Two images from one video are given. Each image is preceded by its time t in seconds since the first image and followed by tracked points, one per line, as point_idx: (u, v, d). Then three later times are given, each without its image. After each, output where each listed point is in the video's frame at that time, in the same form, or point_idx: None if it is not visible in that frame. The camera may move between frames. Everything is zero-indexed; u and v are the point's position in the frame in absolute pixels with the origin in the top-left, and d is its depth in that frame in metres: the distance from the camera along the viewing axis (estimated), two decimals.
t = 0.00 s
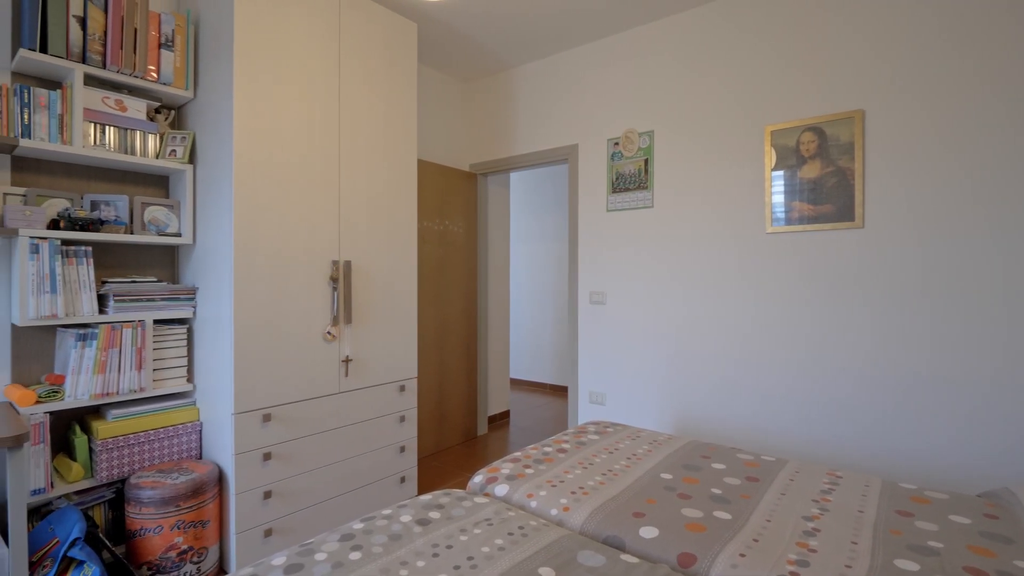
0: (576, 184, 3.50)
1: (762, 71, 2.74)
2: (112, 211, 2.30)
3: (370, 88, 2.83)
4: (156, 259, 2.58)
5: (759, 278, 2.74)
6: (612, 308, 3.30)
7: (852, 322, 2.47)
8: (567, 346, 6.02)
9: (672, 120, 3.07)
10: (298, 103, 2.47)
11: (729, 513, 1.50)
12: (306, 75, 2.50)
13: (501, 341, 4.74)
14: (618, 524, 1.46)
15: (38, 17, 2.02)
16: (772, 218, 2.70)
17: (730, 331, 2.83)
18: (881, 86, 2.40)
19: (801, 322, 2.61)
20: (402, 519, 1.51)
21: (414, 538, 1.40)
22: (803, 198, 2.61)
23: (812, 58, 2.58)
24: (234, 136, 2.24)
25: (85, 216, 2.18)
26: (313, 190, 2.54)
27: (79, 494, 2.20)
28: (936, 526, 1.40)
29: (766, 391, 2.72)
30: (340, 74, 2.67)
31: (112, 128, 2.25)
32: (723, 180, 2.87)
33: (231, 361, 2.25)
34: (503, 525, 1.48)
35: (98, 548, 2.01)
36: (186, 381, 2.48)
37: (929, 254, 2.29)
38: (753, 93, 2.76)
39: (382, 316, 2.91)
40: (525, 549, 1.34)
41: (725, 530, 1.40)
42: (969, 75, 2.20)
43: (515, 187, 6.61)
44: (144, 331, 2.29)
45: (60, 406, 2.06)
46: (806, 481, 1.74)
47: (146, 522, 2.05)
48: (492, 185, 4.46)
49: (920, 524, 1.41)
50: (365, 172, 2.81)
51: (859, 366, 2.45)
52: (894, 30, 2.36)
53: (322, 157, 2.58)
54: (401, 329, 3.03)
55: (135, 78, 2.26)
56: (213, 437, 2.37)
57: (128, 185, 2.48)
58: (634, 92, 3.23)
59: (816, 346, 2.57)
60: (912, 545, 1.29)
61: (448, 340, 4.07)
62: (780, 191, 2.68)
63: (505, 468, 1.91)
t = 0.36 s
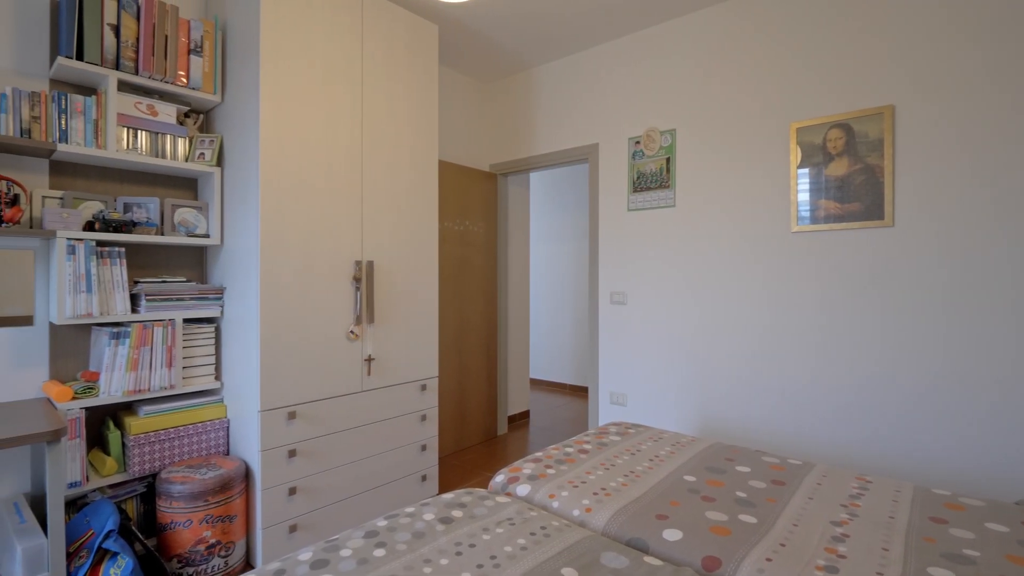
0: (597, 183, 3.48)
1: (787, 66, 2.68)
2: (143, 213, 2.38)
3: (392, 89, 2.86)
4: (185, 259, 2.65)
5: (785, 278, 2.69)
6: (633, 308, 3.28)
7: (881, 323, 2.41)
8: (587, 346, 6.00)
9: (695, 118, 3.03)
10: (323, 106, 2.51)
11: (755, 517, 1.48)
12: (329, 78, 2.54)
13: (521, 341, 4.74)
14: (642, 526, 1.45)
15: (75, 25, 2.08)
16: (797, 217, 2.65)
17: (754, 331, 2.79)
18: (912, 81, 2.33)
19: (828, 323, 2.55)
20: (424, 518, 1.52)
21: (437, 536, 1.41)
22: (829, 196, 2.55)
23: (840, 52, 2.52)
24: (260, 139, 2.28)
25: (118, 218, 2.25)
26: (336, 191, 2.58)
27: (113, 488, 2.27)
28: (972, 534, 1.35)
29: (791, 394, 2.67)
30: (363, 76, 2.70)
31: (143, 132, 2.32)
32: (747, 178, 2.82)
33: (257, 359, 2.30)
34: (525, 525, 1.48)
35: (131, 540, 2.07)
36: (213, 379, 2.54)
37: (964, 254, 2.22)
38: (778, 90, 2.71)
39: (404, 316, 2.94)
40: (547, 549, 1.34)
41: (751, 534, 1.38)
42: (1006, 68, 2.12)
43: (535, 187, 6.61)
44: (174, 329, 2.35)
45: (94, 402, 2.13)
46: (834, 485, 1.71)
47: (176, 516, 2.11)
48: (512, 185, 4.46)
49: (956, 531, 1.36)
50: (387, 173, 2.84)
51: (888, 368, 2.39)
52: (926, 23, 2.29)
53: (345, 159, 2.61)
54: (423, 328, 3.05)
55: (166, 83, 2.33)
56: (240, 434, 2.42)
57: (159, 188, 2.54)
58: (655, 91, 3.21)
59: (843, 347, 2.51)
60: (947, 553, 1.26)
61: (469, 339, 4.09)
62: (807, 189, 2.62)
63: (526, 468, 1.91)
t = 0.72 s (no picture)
0: (618, 182, 3.46)
1: (814, 62, 2.63)
2: (175, 214, 2.44)
3: (415, 91, 2.89)
4: (214, 259, 2.72)
5: (811, 278, 2.64)
6: (655, 308, 3.25)
7: (913, 323, 2.35)
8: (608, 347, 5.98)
9: (719, 116, 2.99)
10: (347, 108, 2.55)
11: (782, 521, 1.46)
12: (353, 81, 2.58)
13: (541, 341, 4.75)
14: (666, 528, 1.44)
15: (111, 34, 2.16)
16: (825, 215, 2.60)
17: (779, 331, 2.74)
18: (945, 76, 2.27)
19: (857, 324, 2.50)
20: (448, 515, 1.53)
21: (460, 533, 1.43)
22: (858, 194, 2.50)
23: (870, 46, 2.46)
24: (287, 141, 2.33)
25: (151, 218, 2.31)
26: (360, 192, 2.62)
27: (146, 481, 2.35)
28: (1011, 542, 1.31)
29: (819, 397, 2.61)
30: (386, 78, 2.74)
31: (175, 135, 2.39)
32: (773, 176, 2.78)
33: (284, 357, 2.35)
34: (548, 524, 1.49)
35: (163, 532, 2.13)
36: (242, 376, 2.60)
37: (1000, 253, 2.15)
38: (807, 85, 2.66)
39: (426, 315, 2.97)
40: (571, 548, 1.35)
41: (778, 538, 1.36)
42: None
43: (556, 187, 6.60)
44: (204, 327, 2.41)
45: (129, 397, 2.20)
46: (864, 490, 1.67)
47: (206, 509, 2.17)
48: (532, 185, 4.47)
49: (994, 540, 1.33)
50: (409, 174, 2.87)
51: (919, 370, 2.33)
52: (961, 16, 2.22)
53: (368, 160, 2.65)
54: (444, 327, 3.08)
55: (197, 88, 2.39)
56: (267, 430, 2.47)
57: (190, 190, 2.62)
58: (678, 88, 3.18)
59: (872, 348, 2.45)
60: (985, 561, 1.22)
61: (490, 339, 4.10)
62: (835, 187, 2.57)
63: (548, 467, 1.91)
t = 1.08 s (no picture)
0: (641, 181, 3.43)
1: (844, 57, 2.57)
2: (206, 215, 2.50)
3: (438, 92, 2.92)
4: (243, 258, 2.78)
5: (840, 278, 2.58)
6: (679, 308, 3.22)
7: (947, 324, 2.28)
8: (629, 347, 5.94)
9: (745, 113, 2.95)
10: (371, 110, 2.59)
11: (811, 525, 1.44)
12: (378, 83, 2.61)
13: (562, 341, 4.74)
14: (691, 530, 1.43)
15: (146, 40, 2.23)
16: (854, 214, 2.54)
17: (806, 333, 2.69)
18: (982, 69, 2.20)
19: (888, 325, 2.43)
20: (472, 513, 1.55)
21: (485, 531, 1.44)
22: (889, 192, 2.44)
23: (903, 39, 2.40)
24: (314, 142, 2.37)
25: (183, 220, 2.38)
26: (384, 193, 2.65)
27: (178, 474, 2.42)
28: None
29: (848, 400, 2.56)
30: (410, 80, 2.77)
31: (206, 138, 2.45)
32: (801, 174, 2.72)
33: (310, 355, 2.39)
34: (572, 524, 1.49)
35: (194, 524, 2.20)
36: (269, 373, 2.66)
37: None
38: (836, 80, 2.60)
39: (449, 314, 3.00)
40: (595, 548, 1.35)
41: (807, 542, 1.34)
42: None
43: (577, 187, 6.59)
44: (233, 326, 2.47)
45: (162, 393, 2.27)
46: (896, 495, 1.63)
47: (236, 503, 2.23)
48: (554, 185, 4.46)
49: None
50: (432, 174, 2.90)
51: (954, 373, 2.27)
52: (1000, 6, 2.15)
53: (392, 161, 2.68)
54: (466, 326, 3.10)
55: (227, 91, 2.45)
56: (294, 426, 2.52)
57: (220, 191, 2.68)
58: (702, 86, 3.14)
59: (905, 350, 2.39)
60: None
61: (511, 339, 4.11)
62: (866, 185, 2.51)
63: (572, 467, 1.92)
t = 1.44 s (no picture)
0: (663, 181, 3.41)
1: (873, 51, 2.51)
2: (233, 216, 2.55)
3: (460, 94, 2.95)
4: (269, 259, 2.84)
5: (869, 279, 2.52)
6: (701, 309, 3.19)
7: (982, 327, 2.22)
8: (650, 348, 5.89)
9: (770, 110, 2.90)
10: (394, 112, 2.62)
11: (839, 531, 1.41)
12: (401, 85, 2.65)
13: (583, 342, 4.72)
14: (716, 533, 1.42)
15: (177, 47, 2.29)
16: (884, 213, 2.48)
17: (833, 335, 2.64)
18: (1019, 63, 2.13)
19: (920, 327, 2.37)
20: (495, 512, 1.56)
21: (507, 530, 1.45)
22: (920, 190, 2.38)
23: (935, 33, 2.33)
24: (338, 144, 2.41)
25: (211, 221, 2.44)
26: (406, 194, 2.69)
27: (207, 469, 2.48)
28: None
29: (876, 403, 2.50)
30: (432, 82, 2.80)
31: (234, 141, 2.51)
32: (828, 173, 2.67)
33: (334, 354, 2.44)
34: (594, 525, 1.49)
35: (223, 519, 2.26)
36: (295, 372, 2.72)
37: None
38: (865, 76, 2.54)
39: (470, 314, 3.02)
40: (617, 549, 1.35)
41: (835, 548, 1.32)
42: None
43: (597, 188, 6.57)
44: (260, 325, 2.53)
45: (192, 389, 2.34)
46: (928, 502, 1.60)
47: (263, 498, 2.28)
48: (574, 185, 4.46)
49: None
50: (454, 175, 2.93)
51: (990, 376, 2.20)
52: None
53: (414, 162, 2.72)
54: (487, 326, 3.12)
55: (254, 96, 2.51)
56: (319, 424, 2.57)
57: (247, 193, 2.75)
58: (725, 84, 3.11)
59: (937, 352, 2.32)
60: None
61: (531, 339, 4.12)
62: (896, 183, 2.45)
63: (593, 468, 1.92)
